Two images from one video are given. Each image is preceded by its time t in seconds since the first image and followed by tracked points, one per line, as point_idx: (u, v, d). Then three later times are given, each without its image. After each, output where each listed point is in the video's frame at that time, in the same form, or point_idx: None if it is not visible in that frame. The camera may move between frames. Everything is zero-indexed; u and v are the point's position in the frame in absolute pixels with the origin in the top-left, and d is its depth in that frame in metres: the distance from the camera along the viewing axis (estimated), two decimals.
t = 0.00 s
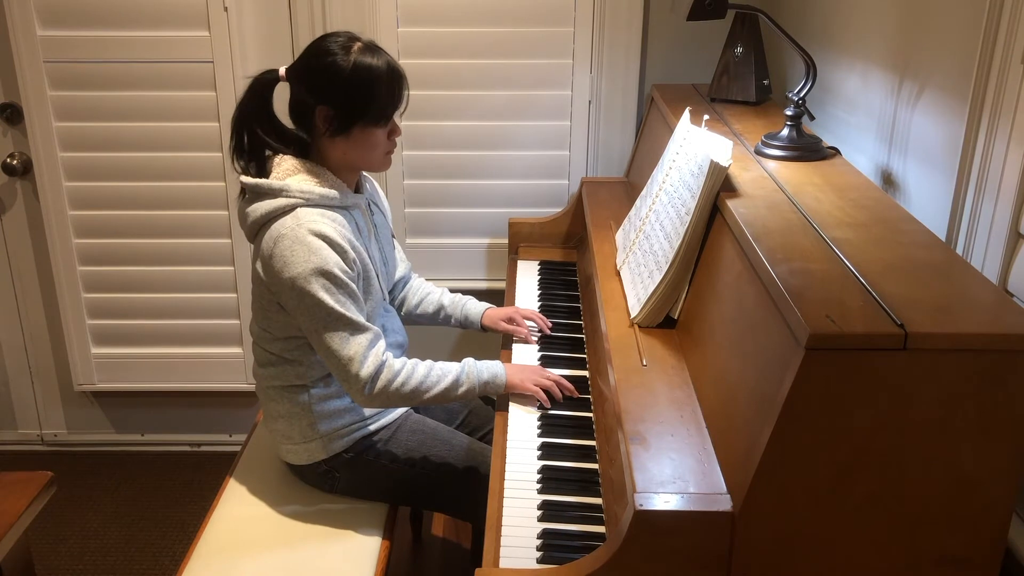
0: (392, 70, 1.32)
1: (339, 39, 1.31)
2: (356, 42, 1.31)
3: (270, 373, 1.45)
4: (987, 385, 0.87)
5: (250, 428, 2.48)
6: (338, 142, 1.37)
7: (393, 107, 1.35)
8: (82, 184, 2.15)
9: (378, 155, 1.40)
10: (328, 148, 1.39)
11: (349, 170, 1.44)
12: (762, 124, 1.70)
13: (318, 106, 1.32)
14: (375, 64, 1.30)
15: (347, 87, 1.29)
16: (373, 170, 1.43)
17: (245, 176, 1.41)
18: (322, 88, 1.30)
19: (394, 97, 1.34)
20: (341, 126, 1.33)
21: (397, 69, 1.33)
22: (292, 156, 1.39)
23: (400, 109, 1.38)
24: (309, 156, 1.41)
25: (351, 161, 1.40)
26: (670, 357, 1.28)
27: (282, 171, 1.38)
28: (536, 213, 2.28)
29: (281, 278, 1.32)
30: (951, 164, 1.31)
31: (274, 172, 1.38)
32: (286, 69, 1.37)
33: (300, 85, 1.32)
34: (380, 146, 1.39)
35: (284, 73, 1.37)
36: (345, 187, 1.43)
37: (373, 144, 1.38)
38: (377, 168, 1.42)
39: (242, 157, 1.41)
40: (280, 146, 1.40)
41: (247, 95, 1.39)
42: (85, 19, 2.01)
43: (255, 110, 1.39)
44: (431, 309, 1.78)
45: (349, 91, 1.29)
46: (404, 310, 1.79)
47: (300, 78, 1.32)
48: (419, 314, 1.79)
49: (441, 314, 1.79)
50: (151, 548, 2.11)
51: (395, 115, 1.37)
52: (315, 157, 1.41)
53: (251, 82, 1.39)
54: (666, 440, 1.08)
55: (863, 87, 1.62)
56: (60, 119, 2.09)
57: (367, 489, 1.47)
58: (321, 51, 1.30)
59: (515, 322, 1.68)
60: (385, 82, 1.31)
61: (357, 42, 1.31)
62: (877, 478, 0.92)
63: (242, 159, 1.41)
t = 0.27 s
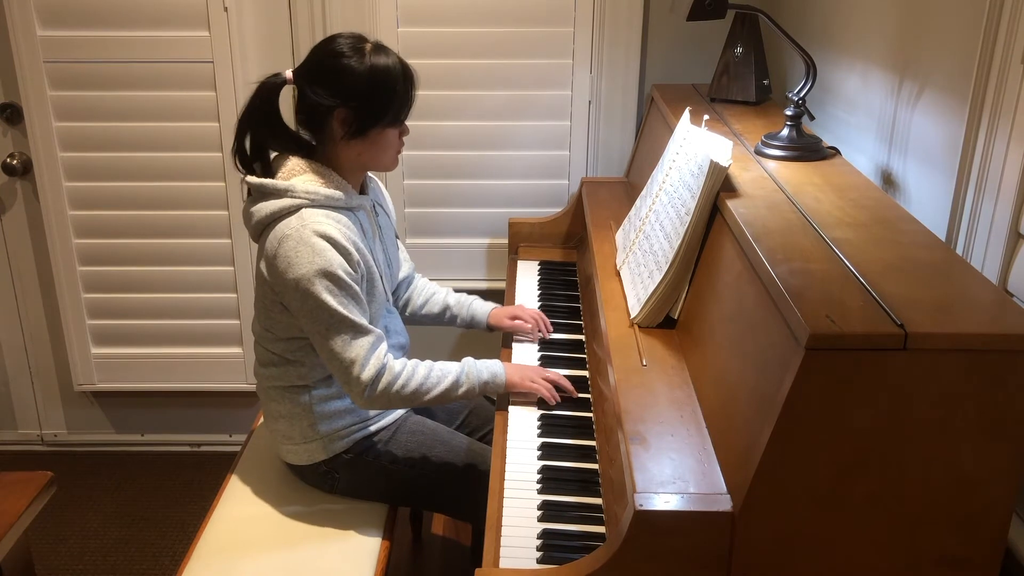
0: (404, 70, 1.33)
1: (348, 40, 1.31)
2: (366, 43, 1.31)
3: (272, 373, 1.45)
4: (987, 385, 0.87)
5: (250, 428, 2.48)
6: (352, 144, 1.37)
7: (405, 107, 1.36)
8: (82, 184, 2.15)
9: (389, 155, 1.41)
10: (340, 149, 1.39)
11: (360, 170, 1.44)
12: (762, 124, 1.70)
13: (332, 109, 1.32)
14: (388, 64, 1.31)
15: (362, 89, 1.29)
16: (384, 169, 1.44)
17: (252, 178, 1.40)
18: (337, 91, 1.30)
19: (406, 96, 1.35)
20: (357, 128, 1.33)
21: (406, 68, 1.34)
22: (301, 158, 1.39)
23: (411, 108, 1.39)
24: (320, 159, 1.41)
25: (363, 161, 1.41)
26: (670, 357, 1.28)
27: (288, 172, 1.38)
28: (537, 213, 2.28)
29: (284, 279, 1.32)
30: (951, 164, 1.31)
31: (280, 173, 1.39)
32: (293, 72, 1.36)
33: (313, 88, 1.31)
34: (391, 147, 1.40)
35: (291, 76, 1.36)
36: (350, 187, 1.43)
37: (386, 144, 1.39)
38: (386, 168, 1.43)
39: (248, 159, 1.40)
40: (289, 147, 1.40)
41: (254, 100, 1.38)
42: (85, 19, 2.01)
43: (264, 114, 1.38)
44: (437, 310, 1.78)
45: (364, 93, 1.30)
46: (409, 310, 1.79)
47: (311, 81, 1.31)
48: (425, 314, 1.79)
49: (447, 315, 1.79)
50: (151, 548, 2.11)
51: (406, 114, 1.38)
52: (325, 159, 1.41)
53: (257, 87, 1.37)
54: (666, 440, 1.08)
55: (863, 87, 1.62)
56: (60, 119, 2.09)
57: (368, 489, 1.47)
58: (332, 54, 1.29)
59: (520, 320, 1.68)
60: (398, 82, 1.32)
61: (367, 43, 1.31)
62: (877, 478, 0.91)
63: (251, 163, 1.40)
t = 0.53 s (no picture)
0: (403, 67, 1.32)
1: (348, 37, 1.31)
2: (366, 40, 1.31)
3: (274, 372, 1.46)
4: (987, 386, 0.87)
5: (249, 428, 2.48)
6: (352, 141, 1.37)
7: (406, 104, 1.36)
8: (82, 184, 2.15)
9: (391, 152, 1.40)
10: (342, 147, 1.39)
11: (363, 168, 1.44)
12: (762, 124, 1.70)
13: (332, 105, 1.32)
14: (387, 61, 1.30)
15: (360, 85, 1.29)
16: (387, 168, 1.43)
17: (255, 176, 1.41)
18: (336, 87, 1.30)
19: (405, 93, 1.34)
20: (355, 125, 1.33)
21: (407, 66, 1.34)
22: (303, 156, 1.39)
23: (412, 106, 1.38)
24: (322, 156, 1.41)
25: (365, 159, 1.40)
26: (670, 357, 1.28)
27: (291, 171, 1.38)
28: (537, 213, 2.28)
29: (286, 278, 1.32)
30: (951, 164, 1.31)
31: (286, 171, 1.38)
32: (295, 70, 1.37)
33: (312, 85, 1.32)
34: (393, 144, 1.39)
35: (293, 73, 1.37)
36: (354, 187, 1.43)
37: (387, 142, 1.38)
38: (390, 166, 1.43)
39: (251, 158, 1.41)
40: (292, 145, 1.40)
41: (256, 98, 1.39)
42: (85, 19, 2.01)
43: (265, 111, 1.39)
44: (456, 304, 1.80)
45: (363, 90, 1.29)
46: (427, 308, 1.81)
47: (311, 78, 1.31)
48: (444, 309, 1.81)
49: (467, 308, 1.81)
50: (151, 548, 2.11)
51: (407, 112, 1.37)
52: (328, 156, 1.41)
53: (259, 84, 1.38)
54: (666, 440, 1.08)
55: (863, 87, 1.62)
56: (60, 119, 2.09)
57: (368, 490, 1.47)
58: (332, 51, 1.29)
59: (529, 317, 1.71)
60: (397, 78, 1.31)
61: (367, 40, 1.31)
62: (878, 478, 0.91)
63: (255, 160, 1.41)
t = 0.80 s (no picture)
0: (403, 70, 1.32)
1: (350, 38, 1.31)
2: (367, 41, 1.31)
3: (273, 371, 1.46)
4: (987, 385, 0.87)
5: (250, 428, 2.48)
6: (349, 141, 1.37)
7: (404, 107, 1.35)
8: (82, 184, 2.15)
9: (388, 155, 1.40)
10: (339, 146, 1.39)
11: (361, 169, 1.44)
12: (762, 124, 1.70)
13: (328, 104, 1.32)
14: (385, 63, 1.30)
15: (357, 86, 1.29)
16: (384, 170, 1.43)
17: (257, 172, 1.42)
18: (333, 87, 1.30)
19: (404, 97, 1.34)
20: (351, 125, 1.33)
21: (407, 68, 1.33)
22: (302, 152, 1.40)
23: (412, 110, 1.37)
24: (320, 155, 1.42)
25: (362, 160, 1.40)
26: (670, 356, 1.28)
27: (292, 168, 1.37)
28: (537, 213, 2.28)
29: (286, 275, 1.32)
30: (951, 164, 1.31)
31: (285, 169, 1.38)
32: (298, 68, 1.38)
33: (311, 83, 1.32)
34: (391, 146, 1.39)
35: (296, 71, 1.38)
36: (354, 186, 1.43)
37: (384, 144, 1.38)
38: (389, 168, 1.42)
39: (254, 153, 1.42)
40: (291, 142, 1.41)
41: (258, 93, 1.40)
42: (85, 19, 2.01)
43: (267, 107, 1.40)
44: (442, 304, 1.80)
45: (359, 90, 1.29)
46: (412, 309, 1.80)
47: (311, 76, 1.32)
48: (430, 310, 1.81)
49: (452, 308, 1.81)
50: (151, 548, 2.11)
51: (406, 115, 1.37)
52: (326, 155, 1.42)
53: (262, 80, 1.39)
54: (666, 440, 1.08)
55: (863, 87, 1.62)
56: (60, 119, 2.09)
57: (368, 489, 1.46)
58: (333, 51, 1.30)
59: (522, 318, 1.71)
60: (395, 81, 1.31)
61: (368, 41, 1.31)
62: (878, 478, 0.91)
63: (255, 154, 1.43)
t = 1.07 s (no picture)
0: (405, 69, 1.32)
1: (352, 36, 1.31)
2: (369, 40, 1.31)
3: (274, 371, 1.46)
4: (987, 385, 0.87)
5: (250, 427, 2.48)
6: (350, 139, 1.37)
7: (406, 106, 1.35)
8: (81, 184, 2.15)
9: (389, 154, 1.40)
10: (339, 144, 1.39)
11: (362, 168, 1.44)
12: (762, 124, 1.70)
13: (330, 102, 1.32)
14: (388, 62, 1.30)
15: (359, 84, 1.29)
16: (385, 168, 1.43)
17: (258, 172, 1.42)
18: (335, 85, 1.30)
19: (406, 95, 1.34)
20: (352, 123, 1.33)
21: (409, 67, 1.33)
22: (303, 151, 1.40)
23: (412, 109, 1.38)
24: (321, 153, 1.42)
25: (363, 158, 1.40)
26: (670, 356, 1.28)
27: (294, 168, 1.37)
28: (537, 213, 2.28)
29: (288, 275, 1.32)
30: (951, 164, 1.31)
31: (286, 169, 1.38)
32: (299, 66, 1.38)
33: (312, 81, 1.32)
34: (392, 144, 1.39)
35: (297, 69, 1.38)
36: (356, 185, 1.43)
37: (385, 143, 1.38)
38: (389, 166, 1.42)
39: (255, 152, 1.42)
40: (292, 140, 1.41)
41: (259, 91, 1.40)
42: (85, 19, 2.01)
43: (268, 105, 1.40)
44: (446, 293, 1.82)
45: (361, 88, 1.29)
46: (414, 302, 1.81)
47: (312, 74, 1.32)
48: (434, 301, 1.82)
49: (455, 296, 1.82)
50: (151, 548, 2.11)
51: (407, 114, 1.37)
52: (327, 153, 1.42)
53: (264, 78, 1.39)
54: (666, 440, 1.08)
55: (863, 87, 1.62)
56: (60, 118, 2.09)
57: (368, 489, 1.47)
58: (335, 49, 1.30)
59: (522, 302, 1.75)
60: (397, 80, 1.31)
61: (370, 40, 1.31)
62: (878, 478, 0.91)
63: (256, 153, 1.42)
